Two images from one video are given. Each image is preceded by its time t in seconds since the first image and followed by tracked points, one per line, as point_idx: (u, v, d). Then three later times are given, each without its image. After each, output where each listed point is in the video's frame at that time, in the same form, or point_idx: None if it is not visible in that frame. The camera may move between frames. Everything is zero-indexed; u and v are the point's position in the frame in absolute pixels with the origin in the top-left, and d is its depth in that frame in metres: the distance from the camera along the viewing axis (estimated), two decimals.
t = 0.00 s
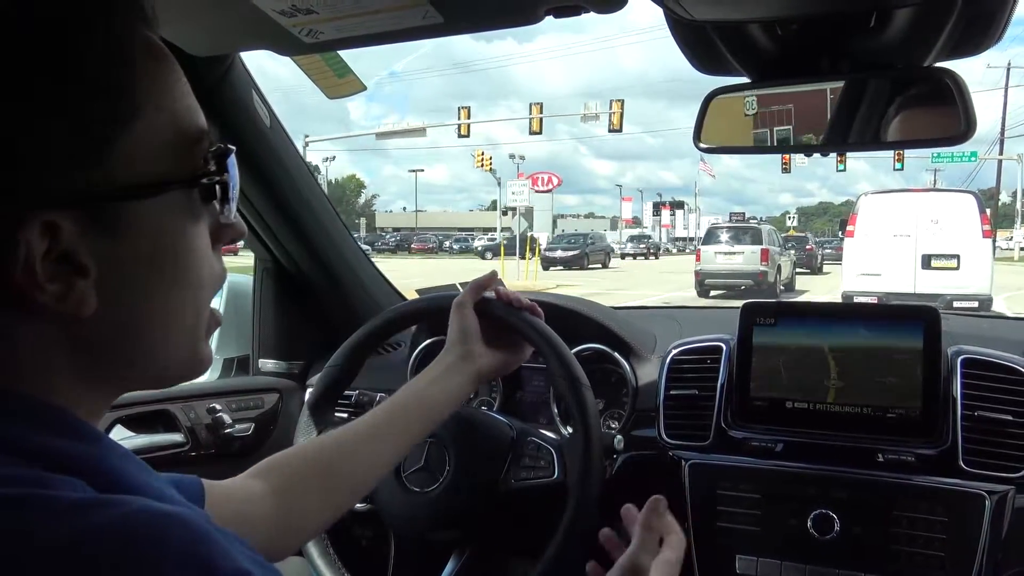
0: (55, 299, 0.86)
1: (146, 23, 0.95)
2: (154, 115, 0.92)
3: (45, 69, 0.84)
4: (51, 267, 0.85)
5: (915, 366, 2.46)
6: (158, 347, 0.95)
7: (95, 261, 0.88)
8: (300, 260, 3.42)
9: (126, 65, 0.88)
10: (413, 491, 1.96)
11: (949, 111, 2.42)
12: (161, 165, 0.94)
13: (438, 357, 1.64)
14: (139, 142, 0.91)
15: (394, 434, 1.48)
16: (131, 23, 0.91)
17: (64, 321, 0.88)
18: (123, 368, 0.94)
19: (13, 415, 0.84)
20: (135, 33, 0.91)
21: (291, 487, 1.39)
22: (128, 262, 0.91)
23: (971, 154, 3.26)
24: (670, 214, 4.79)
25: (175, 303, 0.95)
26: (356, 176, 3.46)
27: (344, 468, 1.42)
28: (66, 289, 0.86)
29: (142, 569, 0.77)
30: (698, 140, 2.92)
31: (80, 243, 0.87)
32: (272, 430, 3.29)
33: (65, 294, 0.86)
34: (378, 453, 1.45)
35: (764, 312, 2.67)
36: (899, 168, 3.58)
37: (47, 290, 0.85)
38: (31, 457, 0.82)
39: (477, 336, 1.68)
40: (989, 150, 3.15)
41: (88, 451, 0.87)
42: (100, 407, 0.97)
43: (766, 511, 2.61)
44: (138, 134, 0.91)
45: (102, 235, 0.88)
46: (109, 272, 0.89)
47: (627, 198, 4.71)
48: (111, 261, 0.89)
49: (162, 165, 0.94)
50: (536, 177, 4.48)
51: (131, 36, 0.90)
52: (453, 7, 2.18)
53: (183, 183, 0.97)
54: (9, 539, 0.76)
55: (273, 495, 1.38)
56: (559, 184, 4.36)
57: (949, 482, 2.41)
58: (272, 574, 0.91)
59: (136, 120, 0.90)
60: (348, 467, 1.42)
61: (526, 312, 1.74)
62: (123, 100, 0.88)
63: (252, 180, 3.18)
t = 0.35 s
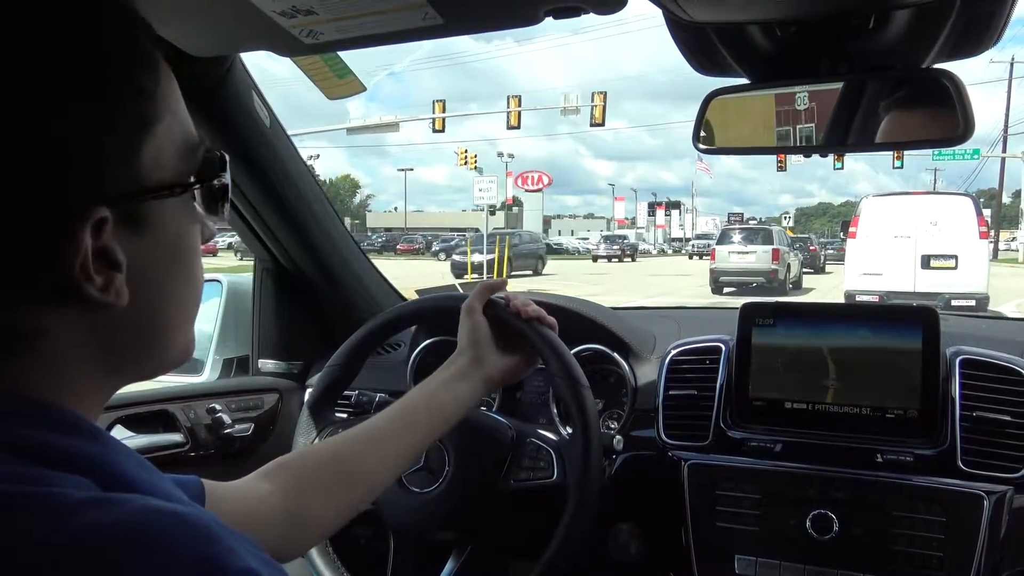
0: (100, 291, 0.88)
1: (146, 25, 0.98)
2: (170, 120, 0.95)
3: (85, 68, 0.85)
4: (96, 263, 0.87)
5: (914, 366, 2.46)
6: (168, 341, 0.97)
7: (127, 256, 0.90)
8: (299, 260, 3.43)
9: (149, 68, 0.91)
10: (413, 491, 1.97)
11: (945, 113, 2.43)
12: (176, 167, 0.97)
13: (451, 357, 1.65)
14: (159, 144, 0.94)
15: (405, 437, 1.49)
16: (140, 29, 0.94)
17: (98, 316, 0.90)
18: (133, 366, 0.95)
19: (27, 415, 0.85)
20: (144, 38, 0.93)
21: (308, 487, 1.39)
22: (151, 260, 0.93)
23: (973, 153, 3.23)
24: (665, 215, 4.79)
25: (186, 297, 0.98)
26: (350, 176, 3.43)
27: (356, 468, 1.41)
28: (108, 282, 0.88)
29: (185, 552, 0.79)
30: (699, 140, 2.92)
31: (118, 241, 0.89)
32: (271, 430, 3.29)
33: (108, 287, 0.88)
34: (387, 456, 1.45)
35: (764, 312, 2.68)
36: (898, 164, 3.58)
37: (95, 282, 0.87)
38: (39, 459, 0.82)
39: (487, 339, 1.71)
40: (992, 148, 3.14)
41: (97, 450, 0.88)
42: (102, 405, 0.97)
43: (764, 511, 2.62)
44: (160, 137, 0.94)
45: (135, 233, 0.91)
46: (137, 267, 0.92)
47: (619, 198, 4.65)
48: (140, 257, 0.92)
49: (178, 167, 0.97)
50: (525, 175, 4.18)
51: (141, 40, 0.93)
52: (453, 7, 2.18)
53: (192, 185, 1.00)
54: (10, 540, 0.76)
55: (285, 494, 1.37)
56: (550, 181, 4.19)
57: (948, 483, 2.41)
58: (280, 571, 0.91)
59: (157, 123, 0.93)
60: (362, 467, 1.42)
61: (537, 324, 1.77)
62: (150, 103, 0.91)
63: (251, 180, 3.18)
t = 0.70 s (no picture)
0: (91, 298, 0.88)
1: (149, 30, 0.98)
2: (170, 121, 0.95)
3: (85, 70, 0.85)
4: (87, 268, 0.86)
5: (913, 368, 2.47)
6: (166, 343, 0.96)
7: (123, 260, 0.90)
8: (299, 260, 3.43)
9: (148, 69, 0.91)
10: (412, 492, 1.97)
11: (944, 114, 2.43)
12: (175, 168, 0.96)
13: (459, 365, 1.66)
14: (158, 146, 0.93)
15: (414, 445, 1.49)
16: (140, 27, 0.93)
17: (92, 320, 0.89)
18: (134, 367, 0.95)
19: (28, 418, 0.85)
20: (145, 39, 0.93)
21: (313, 493, 1.39)
22: (148, 264, 0.93)
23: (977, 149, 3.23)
24: (659, 215, 4.74)
25: (188, 295, 0.98)
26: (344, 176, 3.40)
27: (363, 475, 1.42)
28: (101, 289, 0.88)
29: (171, 562, 0.78)
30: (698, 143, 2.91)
31: (111, 244, 0.89)
32: (271, 431, 3.29)
33: (101, 293, 0.88)
34: (395, 464, 1.45)
35: (762, 314, 2.68)
36: (898, 164, 3.57)
37: (87, 289, 0.87)
38: (40, 461, 0.82)
39: (499, 345, 1.71)
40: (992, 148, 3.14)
41: (96, 452, 0.88)
42: (103, 405, 0.97)
43: (764, 512, 2.62)
44: (159, 138, 0.93)
45: (130, 237, 0.90)
46: (134, 272, 0.91)
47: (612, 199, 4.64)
48: (138, 260, 0.92)
49: (177, 169, 0.97)
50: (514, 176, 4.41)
51: (142, 41, 0.92)
52: (454, 9, 2.18)
53: (193, 187, 0.99)
54: (8, 541, 0.77)
55: (290, 503, 1.37)
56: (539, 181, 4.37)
57: (947, 484, 2.42)
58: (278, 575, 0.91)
59: (156, 125, 0.92)
60: (368, 474, 1.42)
61: (548, 334, 1.75)
62: (147, 104, 0.90)
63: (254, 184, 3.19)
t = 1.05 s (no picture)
0: (72, 297, 0.86)
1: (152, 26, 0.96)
2: (164, 114, 0.93)
3: (73, 63, 0.83)
4: (68, 266, 0.85)
5: (919, 371, 2.45)
6: (163, 344, 0.95)
7: (110, 258, 0.88)
8: (301, 259, 3.42)
9: (139, 60, 0.88)
10: (416, 493, 1.97)
11: (952, 115, 2.43)
12: (167, 163, 0.94)
13: (465, 364, 1.65)
14: (149, 140, 0.91)
15: (419, 447, 1.48)
16: (136, 17, 0.91)
17: (77, 319, 0.88)
18: (131, 365, 0.94)
19: (24, 415, 0.84)
20: (140, 31, 0.90)
21: (319, 495, 1.38)
22: (140, 261, 0.91)
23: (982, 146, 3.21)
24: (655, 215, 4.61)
25: (187, 291, 0.96)
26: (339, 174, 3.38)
27: (370, 477, 1.41)
28: (83, 287, 0.86)
29: (145, 572, 0.75)
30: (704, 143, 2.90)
31: (95, 241, 0.87)
32: (274, 431, 3.28)
33: (83, 292, 0.86)
34: (400, 466, 1.44)
35: (768, 316, 2.67)
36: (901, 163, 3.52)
37: (67, 287, 0.85)
38: (40, 458, 0.81)
39: (506, 345, 1.70)
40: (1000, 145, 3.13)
41: (100, 451, 0.86)
42: (106, 405, 0.96)
43: (769, 515, 2.61)
44: (151, 133, 0.91)
45: (116, 234, 0.89)
46: (122, 271, 0.89)
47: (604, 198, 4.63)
48: (127, 258, 0.90)
49: (171, 164, 0.95)
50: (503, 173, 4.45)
51: (137, 33, 0.90)
52: (462, 8, 2.17)
53: (189, 183, 0.97)
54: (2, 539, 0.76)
55: (293, 504, 1.36)
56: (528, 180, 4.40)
57: (954, 488, 2.40)
58: None
59: (148, 119, 0.90)
60: (374, 476, 1.41)
61: (556, 338, 1.75)
62: (138, 99, 0.88)
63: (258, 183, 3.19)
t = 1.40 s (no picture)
0: (77, 302, 0.87)
1: (156, 30, 0.97)
2: (168, 118, 0.93)
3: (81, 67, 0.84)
4: (73, 271, 0.86)
5: (922, 371, 2.46)
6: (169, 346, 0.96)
7: (114, 262, 0.89)
8: (305, 260, 3.44)
9: (142, 63, 0.89)
10: (419, 493, 1.97)
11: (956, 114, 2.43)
12: (173, 166, 0.94)
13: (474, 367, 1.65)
14: (154, 144, 0.92)
15: (426, 452, 1.49)
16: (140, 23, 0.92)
17: (83, 322, 0.89)
18: (135, 367, 0.95)
19: (32, 415, 0.85)
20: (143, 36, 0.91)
21: (325, 500, 1.38)
22: (146, 263, 0.92)
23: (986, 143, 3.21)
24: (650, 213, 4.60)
25: (191, 294, 0.97)
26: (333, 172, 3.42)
27: (377, 483, 1.42)
28: (87, 291, 0.87)
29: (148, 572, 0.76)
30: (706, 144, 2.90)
31: (100, 246, 0.88)
32: (278, 432, 3.29)
33: (87, 296, 0.87)
34: (406, 470, 1.45)
35: (770, 316, 2.67)
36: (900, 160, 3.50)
37: (71, 292, 0.86)
38: (47, 458, 0.82)
39: (516, 353, 1.70)
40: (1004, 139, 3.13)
41: (107, 451, 0.87)
42: (111, 406, 0.97)
43: (772, 515, 2.61)
44: (155, 137, 0.92)
45: (121, 237, 0.89)
46: (127, 276, 0.90)
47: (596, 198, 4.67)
48: (132, 261, 0.91)
49: (176, 168, 0.95)
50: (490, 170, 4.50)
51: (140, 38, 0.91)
52: (463, 10, 2.18)
53: (194, 186, 0.98)
54: (8, 539, 0.76)
55: (298, 507, 1.37)
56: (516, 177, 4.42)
57: (958, 488, 2.40)
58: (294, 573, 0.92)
59: (153, 122, 0.91)
60: (381, 482, 1.42)
61: (567, 348, 1.75)
62: (141, 103, 0.89)
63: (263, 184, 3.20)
